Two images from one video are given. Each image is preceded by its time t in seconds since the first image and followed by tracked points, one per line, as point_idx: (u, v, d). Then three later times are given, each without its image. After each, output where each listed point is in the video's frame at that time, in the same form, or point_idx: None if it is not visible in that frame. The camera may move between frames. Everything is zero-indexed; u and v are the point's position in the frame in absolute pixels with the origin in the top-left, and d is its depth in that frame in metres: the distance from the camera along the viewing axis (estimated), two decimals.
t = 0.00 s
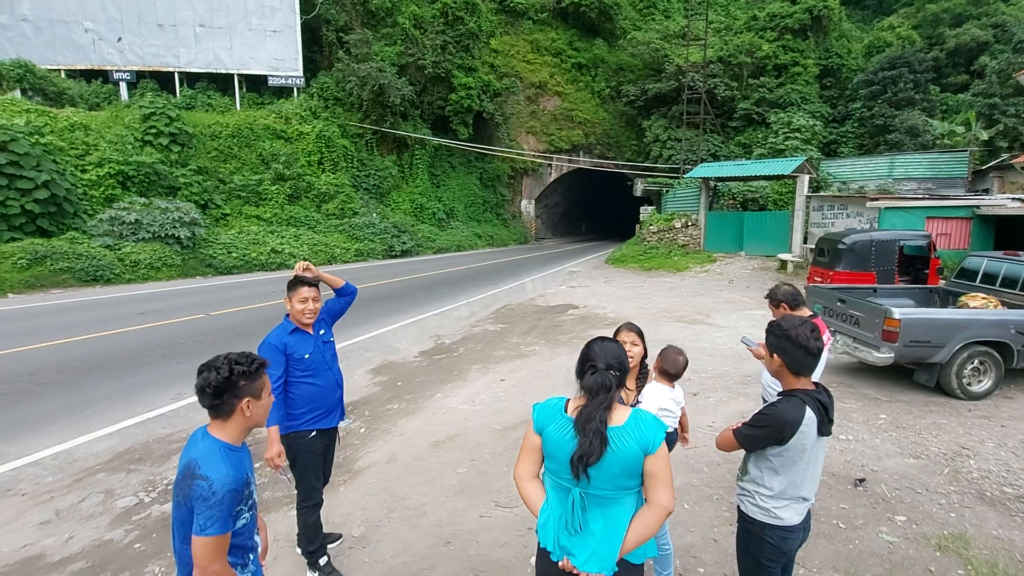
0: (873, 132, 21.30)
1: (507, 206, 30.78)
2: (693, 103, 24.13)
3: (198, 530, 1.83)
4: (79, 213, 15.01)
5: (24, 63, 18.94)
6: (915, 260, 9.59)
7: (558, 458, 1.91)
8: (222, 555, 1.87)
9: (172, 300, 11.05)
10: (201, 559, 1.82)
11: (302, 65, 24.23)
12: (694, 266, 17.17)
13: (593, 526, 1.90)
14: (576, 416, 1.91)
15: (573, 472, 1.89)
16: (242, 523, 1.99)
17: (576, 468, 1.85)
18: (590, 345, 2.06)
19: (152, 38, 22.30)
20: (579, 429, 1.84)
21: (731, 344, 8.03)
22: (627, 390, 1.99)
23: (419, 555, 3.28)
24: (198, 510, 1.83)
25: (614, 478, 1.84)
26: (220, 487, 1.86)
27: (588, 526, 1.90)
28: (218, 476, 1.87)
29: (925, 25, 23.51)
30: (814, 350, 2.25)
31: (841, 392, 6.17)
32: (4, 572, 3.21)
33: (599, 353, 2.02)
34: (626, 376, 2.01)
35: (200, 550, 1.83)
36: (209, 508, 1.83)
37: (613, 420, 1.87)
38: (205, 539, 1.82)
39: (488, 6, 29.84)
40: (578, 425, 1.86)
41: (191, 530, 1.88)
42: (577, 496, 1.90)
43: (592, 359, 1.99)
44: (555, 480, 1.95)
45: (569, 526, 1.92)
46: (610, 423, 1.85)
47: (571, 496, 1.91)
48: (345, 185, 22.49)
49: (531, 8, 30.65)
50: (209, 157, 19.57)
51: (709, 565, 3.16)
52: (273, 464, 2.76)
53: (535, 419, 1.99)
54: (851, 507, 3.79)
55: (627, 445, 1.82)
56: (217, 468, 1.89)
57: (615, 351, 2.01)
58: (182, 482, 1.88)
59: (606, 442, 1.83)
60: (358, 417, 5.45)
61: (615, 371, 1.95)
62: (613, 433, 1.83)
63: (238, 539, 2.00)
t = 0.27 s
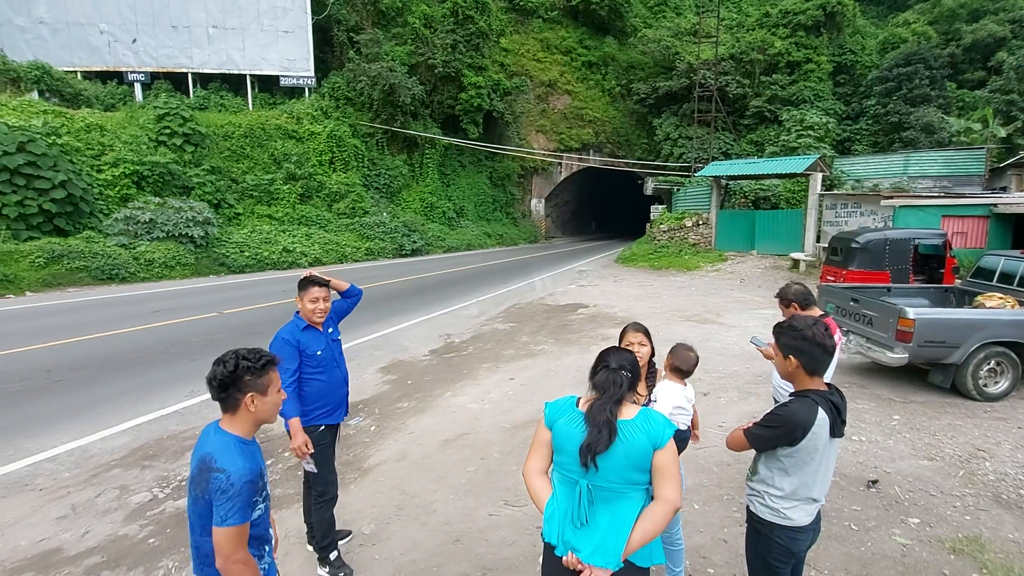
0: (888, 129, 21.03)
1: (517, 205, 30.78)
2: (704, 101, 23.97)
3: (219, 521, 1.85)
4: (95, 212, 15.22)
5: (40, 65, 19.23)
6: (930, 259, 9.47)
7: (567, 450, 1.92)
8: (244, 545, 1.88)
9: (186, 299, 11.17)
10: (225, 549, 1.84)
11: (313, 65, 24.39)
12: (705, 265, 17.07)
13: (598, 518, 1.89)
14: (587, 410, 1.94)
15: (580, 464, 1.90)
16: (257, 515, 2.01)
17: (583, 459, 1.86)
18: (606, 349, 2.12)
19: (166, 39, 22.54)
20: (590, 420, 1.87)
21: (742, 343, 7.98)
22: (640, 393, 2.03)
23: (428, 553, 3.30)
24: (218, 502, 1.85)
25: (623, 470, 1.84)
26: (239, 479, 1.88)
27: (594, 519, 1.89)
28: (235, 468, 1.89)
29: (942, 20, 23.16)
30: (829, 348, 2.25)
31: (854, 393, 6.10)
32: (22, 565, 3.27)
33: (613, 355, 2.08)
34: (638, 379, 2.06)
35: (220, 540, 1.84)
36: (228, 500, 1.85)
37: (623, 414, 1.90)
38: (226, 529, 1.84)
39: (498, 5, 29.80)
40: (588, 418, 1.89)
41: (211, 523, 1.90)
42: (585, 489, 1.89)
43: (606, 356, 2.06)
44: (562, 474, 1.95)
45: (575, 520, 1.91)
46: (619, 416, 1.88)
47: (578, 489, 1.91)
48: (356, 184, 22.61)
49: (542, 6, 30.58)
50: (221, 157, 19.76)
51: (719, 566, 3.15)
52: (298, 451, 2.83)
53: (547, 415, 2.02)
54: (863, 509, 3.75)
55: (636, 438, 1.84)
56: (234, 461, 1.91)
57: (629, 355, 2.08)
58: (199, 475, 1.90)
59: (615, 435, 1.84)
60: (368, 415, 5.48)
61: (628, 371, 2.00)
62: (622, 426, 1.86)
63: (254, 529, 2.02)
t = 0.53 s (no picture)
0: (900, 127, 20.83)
1: (525, 203, 30.81)
2: (713, 100, 23.86)
3: (232, 498, 1.87)
4: (107, 211, 15.38)
5: (54, 66, 19.47)
6: (942, 257, 9.39)
7: (576, 445, 1.92)
8: (258, 520, 1.91)
9: (197, 296, 11.28)
10: (241, 523, 1.86)
11: (322, 65, 24.52)
12: (714, 264, 17.01)
13: (608, 511, 1.88)
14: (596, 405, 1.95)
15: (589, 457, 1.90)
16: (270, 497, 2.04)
17: (593, 452, 1.86)
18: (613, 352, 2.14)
19: (177, 39, 22.72)
20: (599, 414, 1.88)
21: (751, 342, 7.95)
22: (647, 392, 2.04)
23: (436, 549, 3.31)
24: (230, 479, 1.87)
25: (632, 464, 1.85)
26: (250, 456, 1.91)
27: (603, 513, 1.88)
28: (246, 446, 1.93)
29: (955, 17, 22.90)
30: (840, 343, 2.25)
31: (864, 392, 6.06)
32: (38, 557, 3.32)
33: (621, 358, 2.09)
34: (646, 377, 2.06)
35: (235, 516, 1.87)
36: (240, 476, 1.88)
37: (632, 409, 1.91)
38: (240, 505, 1.87)
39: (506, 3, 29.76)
40: (597, 412, 1.90)
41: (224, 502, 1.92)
42: (593, 483, 1.89)
43: (618, 356, 2.07)
44: (571, 467, 1.95)
45: (583, 513, 1.90)
46: (628, 411, 1.89)
47: (587, 482, 1.90)
48: (364, 183, 22.72)
49: (550, 5, 30.50)
50: (231, 156, 19.91)
51: (727, 564, 3.14)
52: (312, 449, 2.90)
53: (556, 412, 2.03)
54: (873, 509, 3.73)
55: (645, 430, 1.85)
56: (245, 440, 1.94)
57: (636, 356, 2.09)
58: (211, 456, 1.93)
59: (624, 428, 1.85)
60: (377, 412, 5.51)
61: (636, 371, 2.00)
62: (631, 420, 1.86)
63: (268, 511, 2.05)
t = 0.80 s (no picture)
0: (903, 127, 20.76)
1: (527, 203, 30.79)
2: (716, 99, 23.81)
3: (219, 482, 1.88)
4: (110, 210, 15.39)
5: (57, 65, 19.53)
6: (945, 258, 9.37)
7: (576, 450, 1.91)
8: (241, 509, 1.88)
9: (199, 296, 11.30)
10: (223, 510, 1.85)
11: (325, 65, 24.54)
12: (716, 264, 16.97)
13: (609, 516, 1.89)
14: (593, 410, 1.92)
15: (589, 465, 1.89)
16: (261, 491, 2.04)
17: (592, 460, 1.86)
18: (602, 349, 2.07)
19: (179, 38, 22.74)
20: (597, 422, 1.85)
21: (753, 343, 7.93)
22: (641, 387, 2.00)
23: (437, 549, 3.31)
24: (219, 465, 1.88)
25: (631, 469, 1.84)
26: (242, 443, 1.93)
27: (605, 519, 1.89)
28: (240, 433, 1.95)
29: (959, 16, 22.82)
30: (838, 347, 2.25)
31: (866, 394, 6.04)
32: (40, 556, 3.33)
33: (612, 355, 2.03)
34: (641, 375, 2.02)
35: (221, 501, 1.86)
36: (230, 462, 1.89)
37: (629, 412, 1.89)
38: (226, 490, 1.86)
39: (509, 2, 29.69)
40: (593, 420, 1.87)
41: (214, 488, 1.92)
42: (593, 489, 1.90)
43: (609, 358, 2.01)
44: (571, 472, 1.96)
45: (584, 517, 1.92)
46: (626, 415, 1.87)
47: (588, 488, 1.91)
48: (366, 183, 22.73)
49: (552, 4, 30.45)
50: (234, 156, 19.94)
51: (727, 566, 3.14)
52: (337, 447, 2.95)
53: (554, 415, 2.01)
54: (875, 511, 3.72)
55: (643, 435, 1.83)
56: (240, 429, 1.96)
57: (629, 353, 2.03)
58: (206, 444, 1.95)
59: (623, 435, 1.83)
60: (378, 412, 5.51)
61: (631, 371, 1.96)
62: (630, 425, 1.84)
63: (258, 505, 2.04)
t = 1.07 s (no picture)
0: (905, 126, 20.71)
1: (528, 202, 30.76)
2: (717, 97, 23.76)
3: (217, 473, 1.87)
4: (111, 209, 15.39)
5: (59, 64, 19.55)
6: (948, 257, 9.35)
7: (579, 458, 1.90)
8: (236, 501, 1.87)
9: (200, 294, 11.31)
10: (221, 502, 1.84)
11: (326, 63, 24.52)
12: (717, 263, 16.95)
13: (616, 521, 1.89)
14: (594, 417, 1.88)
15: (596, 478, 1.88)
16: (258, 486, 2.03)
17: (599, 473, 1.84)
18: (589, 343, 1.96)
19: (180, 37, 22.74)
20: (599, 434, 1.82)
21: (754, 342, 7.91)
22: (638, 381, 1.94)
23: (437, 549, 3.31)
24: (218, 455, 1.88)
25: (636, 476, 1.83)
26: (242, 435, 1.94)
27: (611, 524, 1.90)
28: (239, 426, 1.95)
29: (962, 14, 22.76)
30: (833, 350, 2.19)
31: (868, 394, 6.03)
32: (41, 555, 3.33)
33: (604, 352, 1.92)
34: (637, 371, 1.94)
35: (220, 491, 1.85)
36: (229, 453, 1.89)
37: (632, 418, 1.85)
38: (224, 481, 1.86)
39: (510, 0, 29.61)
40: (596, 435, 1.83)
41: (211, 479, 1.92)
42: (598, 496, 1.90)
43: (603, 363, 1.89)
44: (575, 477, 1.95)
45: (591, 522, 1.92)
46: (629, 424, 1.82)
47: (592, 495, 1.91)
48: (367, 182, 22.71)
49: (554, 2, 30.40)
50: (235, 155, 19.94)
51: (728, 566, 3.13)
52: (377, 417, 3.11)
53: (553, 419, 1.97)
54: (877, 511, 3.71)
55: (646, 442, 1.81)
56: (240, 422, 1.97)
57: (622, 348, 1.93)
58: (206, 438, 1.95)
59: (627, 446, 1.80)
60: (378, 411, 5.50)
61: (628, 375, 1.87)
62: (634, 436, 1.81)
63: (255, 500, 2.04)
